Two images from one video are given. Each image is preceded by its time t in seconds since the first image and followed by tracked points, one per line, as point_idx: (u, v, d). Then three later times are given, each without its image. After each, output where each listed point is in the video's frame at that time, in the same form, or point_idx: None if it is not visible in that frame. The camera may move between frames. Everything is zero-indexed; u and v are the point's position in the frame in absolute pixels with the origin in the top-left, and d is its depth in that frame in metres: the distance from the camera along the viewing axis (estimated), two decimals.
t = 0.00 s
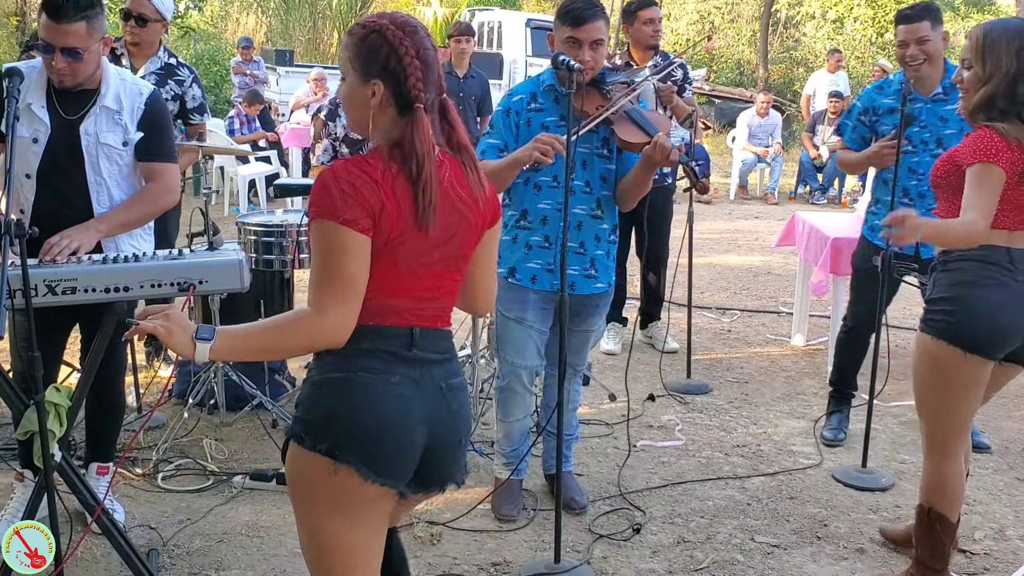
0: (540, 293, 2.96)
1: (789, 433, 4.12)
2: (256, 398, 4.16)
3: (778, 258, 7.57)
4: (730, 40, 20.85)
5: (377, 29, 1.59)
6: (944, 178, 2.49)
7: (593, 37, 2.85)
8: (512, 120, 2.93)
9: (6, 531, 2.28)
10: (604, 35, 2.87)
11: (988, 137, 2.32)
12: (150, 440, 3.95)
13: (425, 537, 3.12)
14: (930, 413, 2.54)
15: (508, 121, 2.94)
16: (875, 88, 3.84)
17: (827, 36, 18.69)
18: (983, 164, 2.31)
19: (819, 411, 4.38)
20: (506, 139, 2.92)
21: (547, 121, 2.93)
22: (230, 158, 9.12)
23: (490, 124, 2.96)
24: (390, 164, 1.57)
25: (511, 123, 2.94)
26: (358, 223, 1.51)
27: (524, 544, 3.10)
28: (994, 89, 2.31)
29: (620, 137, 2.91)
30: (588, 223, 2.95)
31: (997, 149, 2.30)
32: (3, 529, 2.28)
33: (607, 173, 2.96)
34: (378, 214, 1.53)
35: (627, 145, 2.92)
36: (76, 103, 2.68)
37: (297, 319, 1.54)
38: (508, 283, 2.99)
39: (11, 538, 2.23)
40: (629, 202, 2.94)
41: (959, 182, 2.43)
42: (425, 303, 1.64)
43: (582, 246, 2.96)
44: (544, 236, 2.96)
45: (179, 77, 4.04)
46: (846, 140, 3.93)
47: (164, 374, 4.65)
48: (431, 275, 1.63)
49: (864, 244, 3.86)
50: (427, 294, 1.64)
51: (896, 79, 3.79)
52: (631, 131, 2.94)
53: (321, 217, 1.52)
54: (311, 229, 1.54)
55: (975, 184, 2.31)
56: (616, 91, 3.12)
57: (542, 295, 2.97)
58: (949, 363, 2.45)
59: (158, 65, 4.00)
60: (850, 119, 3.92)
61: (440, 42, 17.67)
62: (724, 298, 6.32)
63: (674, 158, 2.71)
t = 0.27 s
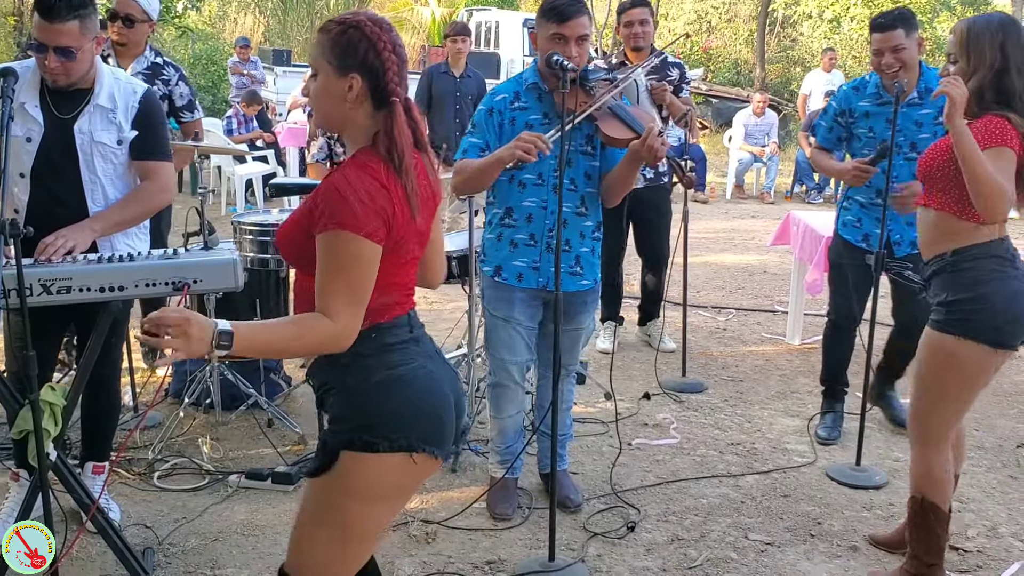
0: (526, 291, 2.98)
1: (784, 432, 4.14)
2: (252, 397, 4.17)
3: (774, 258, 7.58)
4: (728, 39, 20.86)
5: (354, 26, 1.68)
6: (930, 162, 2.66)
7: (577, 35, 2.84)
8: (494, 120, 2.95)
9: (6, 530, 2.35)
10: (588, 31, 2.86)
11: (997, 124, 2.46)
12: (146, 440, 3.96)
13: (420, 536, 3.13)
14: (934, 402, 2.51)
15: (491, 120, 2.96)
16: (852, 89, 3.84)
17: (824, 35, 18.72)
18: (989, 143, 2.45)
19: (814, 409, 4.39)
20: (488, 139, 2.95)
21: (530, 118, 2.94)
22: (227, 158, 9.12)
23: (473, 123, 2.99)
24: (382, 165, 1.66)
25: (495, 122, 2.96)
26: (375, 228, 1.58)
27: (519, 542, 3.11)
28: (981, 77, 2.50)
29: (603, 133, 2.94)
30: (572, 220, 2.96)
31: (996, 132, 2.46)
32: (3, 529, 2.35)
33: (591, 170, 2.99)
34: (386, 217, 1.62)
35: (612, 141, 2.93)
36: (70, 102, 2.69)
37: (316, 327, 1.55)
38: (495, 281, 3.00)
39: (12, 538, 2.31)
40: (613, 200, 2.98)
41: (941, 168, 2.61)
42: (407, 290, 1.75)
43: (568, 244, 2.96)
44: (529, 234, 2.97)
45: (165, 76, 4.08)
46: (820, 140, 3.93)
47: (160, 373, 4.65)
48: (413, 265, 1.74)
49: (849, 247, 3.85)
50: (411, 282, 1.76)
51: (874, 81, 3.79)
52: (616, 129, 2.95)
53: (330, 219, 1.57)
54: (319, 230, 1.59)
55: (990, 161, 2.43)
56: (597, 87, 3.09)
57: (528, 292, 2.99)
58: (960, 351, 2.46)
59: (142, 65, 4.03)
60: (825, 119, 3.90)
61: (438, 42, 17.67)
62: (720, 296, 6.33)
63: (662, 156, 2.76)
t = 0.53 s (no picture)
0: (498, 291, 3.01)
1: (761, 429, 4.17)
2: (230, 398, 4.15)
3: (753, 257, 7.63)
4: (708, 40, 20.97)
5: (322, 33, 1.76)
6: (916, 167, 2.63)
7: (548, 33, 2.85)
8: (457, 120, 2.95)
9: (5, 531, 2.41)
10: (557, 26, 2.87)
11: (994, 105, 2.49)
12: (124, 440, 3.94)
13: (398, 536, 3.13)
14: (917, 397, 2.59)
15: (452, 120, 2.96)
16: (830, 86, 3.87)
17: (803, 36, 18.86)
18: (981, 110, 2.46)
19: (791, 407, 4.43)
20: (444, 139, 2.94)
21: (496, 118, 2.96)
22: (207, 158, 9.07)
23: (432, 121, 2.97)
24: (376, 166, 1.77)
25: (456, 123, 2.97)
26: (389, 226, 1.71)
27: (497, 541, 3.12)
28: (963, 81, 2.50)
29: (578, 129, 2.93)
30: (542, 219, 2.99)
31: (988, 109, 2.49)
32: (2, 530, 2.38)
33: (560, 168, 3.01)
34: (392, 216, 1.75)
35: (585, 137, 2.93)
36: (44, 101, 2.67)
37: (347, 326, 1.66)
38: (467, 282, 3.02)
39: (13, 539, 2.35)
40: (585, 195, 3.00)
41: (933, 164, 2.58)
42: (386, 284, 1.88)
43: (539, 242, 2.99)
44: (500, 233, 2.98)
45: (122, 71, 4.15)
46: (798, 137, 3.95)
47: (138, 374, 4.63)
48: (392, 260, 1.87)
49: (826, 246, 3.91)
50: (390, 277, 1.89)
51: (851, 78, 3.83)
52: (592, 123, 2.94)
53: (347, 223, 1.66)
54: (332, 234, 1.67)
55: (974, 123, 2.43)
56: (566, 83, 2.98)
57: (501, 292, 3.02)
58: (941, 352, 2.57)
59: (97, 60, 4.09)
60: (802, 116, 3.94)
61: (419, 42, 17.63)
62: (699, 296, 6.37)
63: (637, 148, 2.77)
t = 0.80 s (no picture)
0: (462, 292, 3.01)
1: (732, 428, 4.22)
2: (200, 401, 4.12)
3: (724, 257, 7.71)
4: (680, 41, 21.13)
5: (275, 26, 1.72)
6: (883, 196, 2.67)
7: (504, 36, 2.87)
8: (418, 127, 2.94)
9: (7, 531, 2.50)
10: (509, 27, 2.91)
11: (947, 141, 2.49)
12: (92, 444, 3.89)
13: (369, 538, 3.13)
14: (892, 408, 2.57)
15: (413, 127, 2.95)
16: (794, 88, 3.91)
17: (773, 38, 19.05)
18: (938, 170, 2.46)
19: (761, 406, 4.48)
20: (409, 146, 2.94)
21: (456, 121, 2.96)
22: (177, 159, 8.98)
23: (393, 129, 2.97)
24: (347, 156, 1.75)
25: (417, 130, 2.95)
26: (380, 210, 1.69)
27: (469, 542, 3.13)
28: (923, 102, 2.53)
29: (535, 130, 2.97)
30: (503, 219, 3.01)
31: (940, 155, 2.48)
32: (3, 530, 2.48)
33: (520, 169, 3.04)
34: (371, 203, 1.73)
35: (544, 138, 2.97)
36: (7, 101, 2.63)
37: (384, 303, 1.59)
38: (430, 284, 3.02)
39: (12, 539, 2.45)
40: (547, 194, 3.03)
41: (899, 199, 2.62)
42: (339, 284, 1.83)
43: (500, 243, 3.01)
44: (461, 235, 2.99)
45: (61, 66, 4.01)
46: (762, 139, 3.96)
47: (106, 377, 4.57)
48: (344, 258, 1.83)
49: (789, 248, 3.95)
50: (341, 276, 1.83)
51: (816, 79, 3.87)
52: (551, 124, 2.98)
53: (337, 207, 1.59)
54: (321, 224, 1.60)
55: (935, 188, 2.44)
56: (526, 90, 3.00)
57: (465, 293, 3.03)
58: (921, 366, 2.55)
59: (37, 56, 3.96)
60: (765, 117, 3.94)
61: (393, 42, 17.58)
62: (671, 296, 6.42)
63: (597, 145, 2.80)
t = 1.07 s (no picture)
0: (436, 293, 3.01)
1: (710, 424, 4.25)
2: (178, 406, 4.08)
3: (700, 254, 7.75)
4: (655, 41, 21.24)
5: (257, 23, 1.76)
6: (844, 178, 2.66)
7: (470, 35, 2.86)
8: (389, 130, 2.94)
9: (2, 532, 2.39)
10: (474, 27, 2.91)
11: (911, 133, 2.47)
12: (69, 451, 3.85)
13: (349, 541, 3.12)
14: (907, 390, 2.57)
15: (384, 131, 2.94)
16: (756, 85, 3.87)
17: (747, 35, 19.18)
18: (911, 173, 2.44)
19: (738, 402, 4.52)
20: (382, 150, 2.94)
21: (425, 123, 2.96)
22: (152, 163, 8.89)
23: (365, 133, 2.96)
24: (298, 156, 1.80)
25: (388, 133, 2.95)
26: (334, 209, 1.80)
27: (450, 543, 3.13)
28: (877, 83, 2.56)
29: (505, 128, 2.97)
30: (474, 219, 3.02)
31: (909, 150, 2.45)
32: None
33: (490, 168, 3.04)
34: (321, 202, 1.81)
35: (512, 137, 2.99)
36: None
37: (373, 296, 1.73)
38: (403, 285, 3.02)
39: (11, 539, 2.37)
40: (517, 192, 3.05)
41: (859, 186, 2.61)
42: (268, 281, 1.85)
43: (472, 243, 3.02)
44: (433, 237, 2.99)
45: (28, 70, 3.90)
46: (726, 140, 3.90)
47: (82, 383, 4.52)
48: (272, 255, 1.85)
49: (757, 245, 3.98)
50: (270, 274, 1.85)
51: (779, 78, 3.88)
52: (521, 122, 2.98)
53: (338, 202, 1.68)
54: (323, 219, 1.66)
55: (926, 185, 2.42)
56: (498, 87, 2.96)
57: (439, 294, 3.03)
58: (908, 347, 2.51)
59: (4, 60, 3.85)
60: (730, 118, 3.87)
61: (368, 43, 17.51)
62: (648, 294, 6.45)
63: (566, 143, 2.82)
